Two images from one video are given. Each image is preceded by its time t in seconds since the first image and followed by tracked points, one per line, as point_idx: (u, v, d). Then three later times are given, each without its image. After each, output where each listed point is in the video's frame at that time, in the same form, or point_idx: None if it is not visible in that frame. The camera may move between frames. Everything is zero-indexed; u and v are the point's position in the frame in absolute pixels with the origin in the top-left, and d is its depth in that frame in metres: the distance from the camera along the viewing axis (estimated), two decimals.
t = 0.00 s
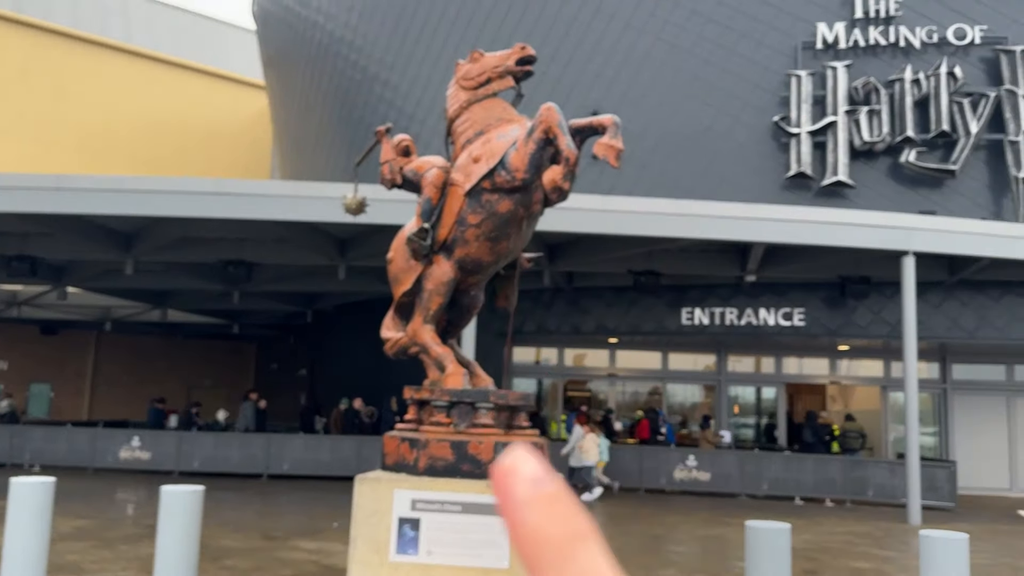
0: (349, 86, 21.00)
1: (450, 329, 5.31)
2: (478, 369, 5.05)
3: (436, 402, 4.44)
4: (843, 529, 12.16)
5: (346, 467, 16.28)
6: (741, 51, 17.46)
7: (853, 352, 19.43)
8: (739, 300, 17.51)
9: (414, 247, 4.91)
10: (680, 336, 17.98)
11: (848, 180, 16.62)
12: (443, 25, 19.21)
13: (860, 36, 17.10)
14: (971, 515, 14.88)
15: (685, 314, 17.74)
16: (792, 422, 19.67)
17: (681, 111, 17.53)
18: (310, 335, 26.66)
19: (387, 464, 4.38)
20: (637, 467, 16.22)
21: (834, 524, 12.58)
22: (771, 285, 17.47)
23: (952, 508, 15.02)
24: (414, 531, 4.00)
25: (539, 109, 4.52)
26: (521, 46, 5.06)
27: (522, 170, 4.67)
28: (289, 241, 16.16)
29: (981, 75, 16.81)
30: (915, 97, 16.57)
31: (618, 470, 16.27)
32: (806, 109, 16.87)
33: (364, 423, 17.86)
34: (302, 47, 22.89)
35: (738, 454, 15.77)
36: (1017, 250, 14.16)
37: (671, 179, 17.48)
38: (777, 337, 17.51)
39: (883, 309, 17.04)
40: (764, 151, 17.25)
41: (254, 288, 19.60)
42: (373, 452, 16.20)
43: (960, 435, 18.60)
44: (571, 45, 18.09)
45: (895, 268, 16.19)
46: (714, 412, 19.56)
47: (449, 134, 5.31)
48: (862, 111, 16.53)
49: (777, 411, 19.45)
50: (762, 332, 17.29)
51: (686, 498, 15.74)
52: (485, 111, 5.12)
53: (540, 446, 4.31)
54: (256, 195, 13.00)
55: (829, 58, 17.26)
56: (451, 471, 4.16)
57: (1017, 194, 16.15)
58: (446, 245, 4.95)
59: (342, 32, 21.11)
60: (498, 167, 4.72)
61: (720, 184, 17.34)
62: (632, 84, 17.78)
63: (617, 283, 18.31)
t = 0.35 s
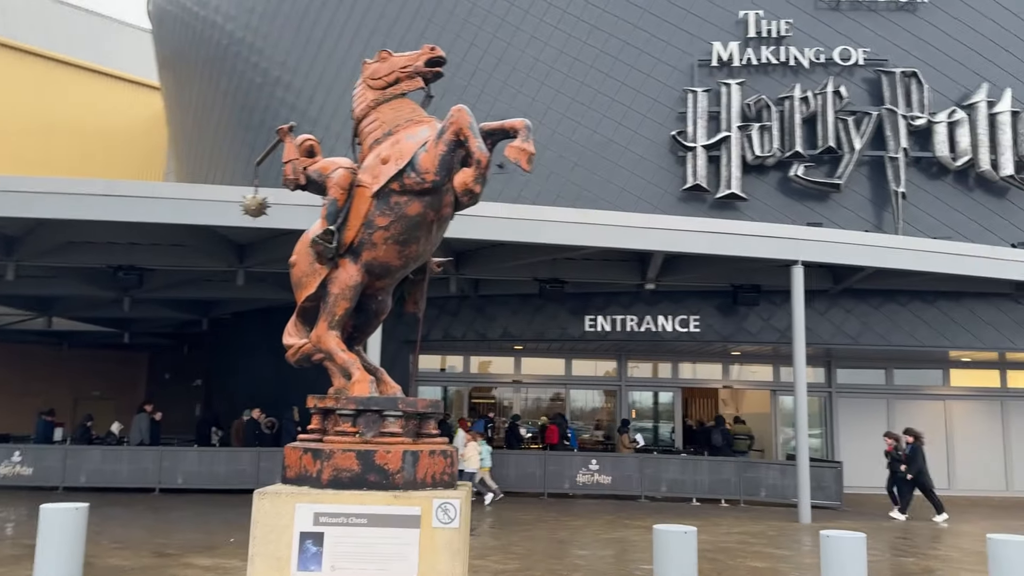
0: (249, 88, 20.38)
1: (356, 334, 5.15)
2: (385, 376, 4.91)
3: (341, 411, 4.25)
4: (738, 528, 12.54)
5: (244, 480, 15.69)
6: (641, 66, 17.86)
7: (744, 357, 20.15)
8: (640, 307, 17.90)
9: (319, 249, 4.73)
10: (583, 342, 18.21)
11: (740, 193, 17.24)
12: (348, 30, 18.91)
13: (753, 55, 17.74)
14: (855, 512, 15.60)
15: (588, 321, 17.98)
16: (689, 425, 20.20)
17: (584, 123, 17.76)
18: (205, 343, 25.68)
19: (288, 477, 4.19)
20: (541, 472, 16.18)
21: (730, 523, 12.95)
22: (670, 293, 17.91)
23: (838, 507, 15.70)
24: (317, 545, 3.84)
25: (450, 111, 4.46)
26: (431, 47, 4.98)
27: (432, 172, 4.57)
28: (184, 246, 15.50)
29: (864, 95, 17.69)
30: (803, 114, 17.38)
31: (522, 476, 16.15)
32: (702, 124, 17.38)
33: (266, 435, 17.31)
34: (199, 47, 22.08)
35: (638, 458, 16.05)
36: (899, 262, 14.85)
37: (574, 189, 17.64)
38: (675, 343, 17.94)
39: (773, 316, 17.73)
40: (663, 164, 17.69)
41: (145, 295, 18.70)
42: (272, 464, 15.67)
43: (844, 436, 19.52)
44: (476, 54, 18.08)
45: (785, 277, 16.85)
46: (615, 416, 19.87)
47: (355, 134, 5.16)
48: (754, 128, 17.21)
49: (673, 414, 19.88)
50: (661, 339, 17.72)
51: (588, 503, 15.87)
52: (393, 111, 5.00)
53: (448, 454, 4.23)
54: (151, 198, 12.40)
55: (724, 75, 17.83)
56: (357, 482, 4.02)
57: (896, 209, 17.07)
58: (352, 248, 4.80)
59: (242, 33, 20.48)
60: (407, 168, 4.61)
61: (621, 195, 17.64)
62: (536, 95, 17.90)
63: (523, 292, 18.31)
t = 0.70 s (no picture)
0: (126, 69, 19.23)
1: (238, 327, 4.86)
2: (268, 371, 4.64)
3: (219, 408, 3.96)
4: (626, 519, 12.76)
5: (117, 483, 14.81)
6: (536, 63, 17.92)
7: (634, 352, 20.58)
8: (534, 303, 17.97)
9: (197, 235, 4.43)
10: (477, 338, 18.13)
11: (631, 192, 17.51)
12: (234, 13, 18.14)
13: (644, 56, 18.07)
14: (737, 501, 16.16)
15: (482, 317, 17.87)
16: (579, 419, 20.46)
17: (479, 117, 17.60)
18: (76, 339, 24.15)
19: (160, 478, 3.90)
20: (433, 468, 15.94)
21: (619, 515, 13.14)
22: (564, 289, 18.06)
23: (721, 496, 16.20)
24: (192, 551, 3.56)
25: (340, 92, 4.24)
26: (320, 26, 4.76)
27: (321, 156, 4.34)
28: (52, 235, 14.45)
29: (747, 100, 18.34)
30: (690, 116, 17.84)
31: (414, 472, 15.86)
32: (595, 123, 17.56)
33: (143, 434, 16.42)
34: (71, 24, 20.71)
35: (530, 452, 16.11)
36: (780, 260, 15.44)
37: (470, 184, 17.38)
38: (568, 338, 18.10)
39: (662, 312, 18.14)
40: (557, 161, 17.75)
41: (8, 287, 17.37)
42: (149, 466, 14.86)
43: (727, 428, 20.21)
44: (369, 43, 17.56)
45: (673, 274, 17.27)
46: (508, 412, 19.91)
47: (237, 115, 4.86)
48: (644, 128, 17.54)
49: (566, 409, 20.13)
50: (553, 334, 17.83)
51: (480, 498, 15.78)
52: (280, 91, 4.74)
53: (337, 452, 4.04)
54: (12, 181, 11.47)
55: (616, 76, 18.09)
56: (236, 484, 3.77)
57: (776, 210, 17.79)
58: (233, 235, 4.52)
59: (119, 11, 19.29)
60: (294, 151, 4.37)
61: (516, 191, 17.55)
62: (431, 87, 17.60)
63: (416, 287, 18.02)
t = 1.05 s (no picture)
0: None
1: (92, 311, 4.50)
2: (123, 358, 4.30)
3: (64, 397, 3.61)
4: (515, 508, 12.78)
5: None
6: (432, 50, 17.66)
7: (528, 343, 20.66)
8: (428, 294, 17.72)
9: (42, 210, 4.06)
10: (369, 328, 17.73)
11: (526, 183, 17.43)
12: None
13: (539, 49, 18.11)
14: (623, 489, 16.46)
15: (375, 307, 17.52)
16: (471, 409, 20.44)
17: (373, 103, 17.16)
18: None
19: None
20: (320, 462, 15.55)
21: (508, 505, 13.15)
22: (457, 280, 17.91)
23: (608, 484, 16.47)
24: (30, 552, 3.21)
25: (204, 59, 3.92)
26: None
27: (181, 127, 4.01)
28: None
29: (639, 96, 18.64)
30: (584, 110, 17.98)
31: (300, 466, 15.41)
32: (490, 113, 17.43)
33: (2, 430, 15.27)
34: None
35: (421, 444, 15.92)
36: (667, 253, 15.79)
37: (363, 171, 16.85)
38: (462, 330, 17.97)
39: (554, 303, 18.24)
40: (452, 150, 17.48)
41: None
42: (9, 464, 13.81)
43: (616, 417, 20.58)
44: (257, 20, 16.75)
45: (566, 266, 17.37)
46: (401, 406, 19.64)
47: (94, 83, 4.47)
48: (539, 120, 17.50)
49: (460, 401, 20.05)
50: (447, 325, 17.67)
51: (369, 492, 15.48)
52: (140, 59, 4.37)
53: (196, 443, 3.75)
54: None
55: (512, 67, 18.05)
56: (80, 478, 3.45)
57: (665, 206, 18.15)
58: (84, 211, 4.15)
59: None
60: (152, 121, 4.03)
61: (410, 179, 17.15)
62: (323, 70, 17.02)
63: (305, 275, 17.53)
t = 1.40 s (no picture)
0: None
1: None
2: None
3: None
4: (404, 501, 12.60)
5: None
6: (326, 32, 17.12)
7: (425, 334, 20.42)
8: (320, 283, 17.23)
9: None
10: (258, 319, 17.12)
11: (423, 172, 17.06)
12: None
13: (437, 35, 17.85)
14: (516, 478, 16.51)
15: (263, 296, 16.92)
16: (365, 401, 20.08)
17: (263, 84, 16.51)
18: None
19: None
20: (202, 457, 14.93)
21: (398, 498, 12.94)
22: (350, 269, 17.48)
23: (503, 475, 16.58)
24: None
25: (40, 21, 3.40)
26: None
27: (16, 96, 3.46)
28: None
29: (536, 87, 18.58)
30: (482, 100, 17.72)
31: (180, 462, 14.76)
32: (386, 99, 17.01)
33: None
34: None
35: (310, 437, 15.49)
36: (563, 245, 15.82)
37: (251, 154, 16.21)
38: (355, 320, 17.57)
39: (451, 294, 18.07)
40: (346, 136, 16.99)
41: None
42: None
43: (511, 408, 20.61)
44: None
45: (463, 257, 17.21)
46: (292, 400, 19.04)
47: None
48: (437, 108, 17.15)
49: (355, 393, 19.56)
50: (341, 315, 17.23)
51: (255, 487, 14.97)
52: None
53: (32, 438, 3.42)
54: None
55: (409, 52, 17.72)
56: None
57: (562, 198, 18.16)
58: None
59: None
60: None
61: (302, 164, 16.60)
62: (210, 48, 16.29)
63: (189, 262, 16.77)
